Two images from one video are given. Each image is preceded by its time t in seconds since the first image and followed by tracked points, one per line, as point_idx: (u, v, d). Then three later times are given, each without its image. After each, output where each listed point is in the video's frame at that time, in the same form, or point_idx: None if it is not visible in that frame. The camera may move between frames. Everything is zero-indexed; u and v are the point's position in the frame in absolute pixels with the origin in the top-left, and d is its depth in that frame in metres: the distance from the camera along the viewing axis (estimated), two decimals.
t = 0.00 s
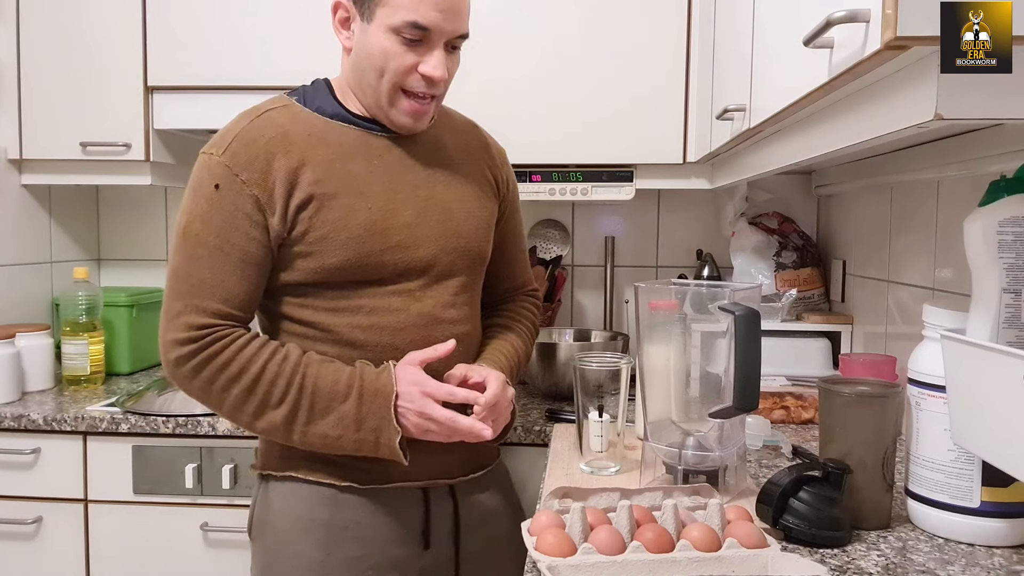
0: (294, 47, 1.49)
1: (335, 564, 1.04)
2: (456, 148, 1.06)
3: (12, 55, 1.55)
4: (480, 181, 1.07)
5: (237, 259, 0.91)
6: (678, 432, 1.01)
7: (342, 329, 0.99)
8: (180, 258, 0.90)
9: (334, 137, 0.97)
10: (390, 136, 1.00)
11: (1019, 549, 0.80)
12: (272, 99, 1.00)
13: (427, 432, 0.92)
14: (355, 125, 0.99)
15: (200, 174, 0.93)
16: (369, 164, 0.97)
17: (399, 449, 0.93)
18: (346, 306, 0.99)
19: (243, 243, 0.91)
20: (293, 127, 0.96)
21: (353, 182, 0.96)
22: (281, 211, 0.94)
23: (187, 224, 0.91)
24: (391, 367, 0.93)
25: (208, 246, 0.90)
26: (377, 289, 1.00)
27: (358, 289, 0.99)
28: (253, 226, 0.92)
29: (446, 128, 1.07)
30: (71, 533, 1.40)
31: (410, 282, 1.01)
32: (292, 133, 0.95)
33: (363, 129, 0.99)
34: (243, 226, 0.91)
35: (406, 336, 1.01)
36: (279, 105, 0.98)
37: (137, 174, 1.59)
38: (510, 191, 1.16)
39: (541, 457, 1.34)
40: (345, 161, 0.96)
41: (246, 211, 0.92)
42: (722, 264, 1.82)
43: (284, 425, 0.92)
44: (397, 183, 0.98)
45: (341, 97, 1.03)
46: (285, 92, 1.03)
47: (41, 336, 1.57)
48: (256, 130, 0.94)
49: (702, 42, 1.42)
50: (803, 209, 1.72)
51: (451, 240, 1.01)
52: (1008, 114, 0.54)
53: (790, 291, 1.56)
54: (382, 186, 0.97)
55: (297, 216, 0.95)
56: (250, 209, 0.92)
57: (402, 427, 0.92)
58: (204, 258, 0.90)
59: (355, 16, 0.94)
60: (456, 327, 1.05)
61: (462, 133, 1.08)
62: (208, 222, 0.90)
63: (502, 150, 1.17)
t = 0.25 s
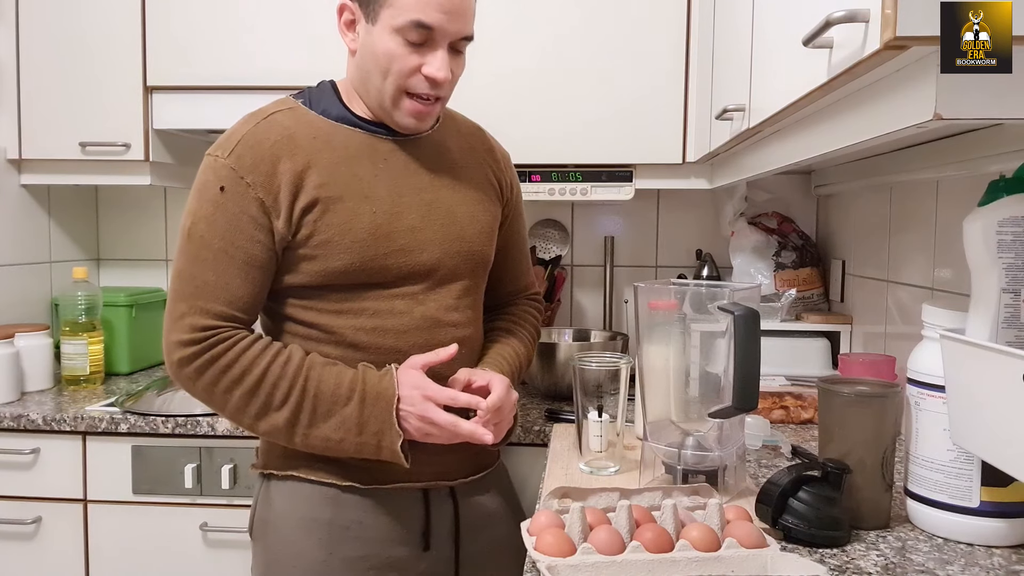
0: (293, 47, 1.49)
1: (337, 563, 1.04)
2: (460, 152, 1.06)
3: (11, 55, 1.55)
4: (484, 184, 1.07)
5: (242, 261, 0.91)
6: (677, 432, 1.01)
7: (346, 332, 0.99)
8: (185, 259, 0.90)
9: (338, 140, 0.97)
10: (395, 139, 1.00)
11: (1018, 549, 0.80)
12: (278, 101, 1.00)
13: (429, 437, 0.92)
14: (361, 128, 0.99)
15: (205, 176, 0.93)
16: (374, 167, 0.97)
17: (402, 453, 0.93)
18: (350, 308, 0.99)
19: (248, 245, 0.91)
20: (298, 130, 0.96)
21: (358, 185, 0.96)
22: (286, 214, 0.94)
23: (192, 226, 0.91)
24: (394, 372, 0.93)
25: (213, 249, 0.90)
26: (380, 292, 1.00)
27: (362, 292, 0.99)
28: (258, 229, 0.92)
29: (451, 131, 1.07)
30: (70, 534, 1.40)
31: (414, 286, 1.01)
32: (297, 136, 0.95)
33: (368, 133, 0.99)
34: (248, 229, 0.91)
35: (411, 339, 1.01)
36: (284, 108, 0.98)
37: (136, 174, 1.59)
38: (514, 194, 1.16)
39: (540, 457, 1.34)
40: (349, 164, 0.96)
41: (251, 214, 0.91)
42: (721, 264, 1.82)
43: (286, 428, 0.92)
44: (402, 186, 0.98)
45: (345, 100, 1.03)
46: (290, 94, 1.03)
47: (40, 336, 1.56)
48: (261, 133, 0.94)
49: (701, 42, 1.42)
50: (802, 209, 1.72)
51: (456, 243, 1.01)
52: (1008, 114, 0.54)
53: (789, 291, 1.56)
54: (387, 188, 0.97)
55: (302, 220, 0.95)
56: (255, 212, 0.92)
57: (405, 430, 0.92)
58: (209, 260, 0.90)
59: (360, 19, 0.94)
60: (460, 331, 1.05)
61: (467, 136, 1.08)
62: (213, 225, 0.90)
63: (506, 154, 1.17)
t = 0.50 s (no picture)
0: (292, 47, 1.49)
1: (338, 563, 1.03)
2: (462, 151, 1.06)
3: (10, 55, 1.55)
4: (486, 184, 1.07)
5: (242, 259, 0.91)
6: (676, 432, 1.01)
7: (346, 331, 0.99)
8: (184, 256, 0.90)
9: (340, 139, 0.97)
10: (396, 138, 1.00)
11: (1017, 549, 0.80)
12: (280, 100, 1.00)
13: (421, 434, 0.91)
14: (362, 127, 0.99)
15: (206, 173, 0.93)
16: (376, 166, 0.97)
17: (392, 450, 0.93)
18: (350, 307, 0.99)
19: (247, 243, 0.91)
20: (300, 128, 0.96)
21: (359, 184, 0.96)
22: (286, 213, 0.94)
23: (192, 223, 0.91)
24: (385, 367, 0.93)
25: (211, 246, 0.90)
26: (381, 291, 1.00)
27: (363, 291, 0.99)
28: (258, 227, 0.92)
29: (453, 130, 1.07)
30: (69, 534, 1.40)
31: (414, 284, 1.00)
32: (299, 135, 0.95)
33: (370, 132, 0.99)
34: (248, 227, 0.91)
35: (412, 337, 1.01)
36: (286, 107, 0.98)
37: (135, 174, 1.59)
38: (515, 194, 1.16)
39: (540, 457, 1.34)
40: (351, 164, 0.96)
41: (251, 212, 0.91)
42: (720, 264, 1.82)
43: (276, 423, 0.92)
44: (403, 185, 0.98)
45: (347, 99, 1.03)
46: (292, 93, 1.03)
47: (40, 336, 1.56)
48: (263, 131, 0.94)
49: (700, 42, 1.42)
50: (801, 209, 1.72)
51: (456, 243, 1.01)
52: (1008, 114, 0.54)
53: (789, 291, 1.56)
54: (388, 187, 0.97)
55: (303, 218, 0.95)
56: (255, 210, 0.92)
57: (397, 428, 0.91)
58: (208, 257, 0.90)
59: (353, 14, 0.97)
60: (461, 330, 1.05)
61: (469, 136, 1.08)
62: (212, 221, 0.90)
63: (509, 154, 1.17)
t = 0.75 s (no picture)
0: (291, 47, 1.49)
1: (337, 563, 1.04)
2: (462, 154, 1.05)
3: (10, 55, 1.55)
4: (485, 187, 1.06)
5: (238, 262, 0.91)
6: (676, 432, 1.01)
7: (344, 332, 0.99)
8: (181, 258, 0.91)
9: (338, 143, 0.96)
10: (394, 141, 1.00)
11: (1017, 549, 0.80)
12: (280, 103, 1.00)
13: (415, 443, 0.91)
14: (360, 129, 0.99)
15: (204, 176, 0.93)
16: (373, 169, 0.97)
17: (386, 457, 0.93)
18: (347, 309, 0.99)
19: (243, 246, 0.92)
20: (297, 131, 0.96)
21: (355, 187, 0.96)
22: (282, 216, 0.94)
23: (189, 226, 0.91)
24: (381, 376, 0.93)
25: (208, 249, 0.90)
26: (379, 294, 1.00)
27: (360, 293, 0.99)
28: (254, 230, 0.92)
29: (453, 133, 1.06)
30: (69, 534, 1.40)
31: (412, 287, 1.00)
32: (297, 138, 0.95)
33: (368, 134, 0.99)
34: (244, 230, 0.91)
35: (411, 338, 1.01)
36: (285, 109, 0.98)
37: (135, 173, 1.59)
38: (516, 196, 1.16)
39: (540, 457, 1.34)
40: (349, 167, 0.96)
41: (247, 214, 0.92)
42: (720, 264, 1.82)
43: (273, 428, 0.92)
44: (401, 188, 0.98)
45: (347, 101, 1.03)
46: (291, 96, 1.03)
47: (39, 336, 1.56)
48: (260, 134, 0.94)
49: (700, 42, 1.42)
50: (800, 209, 1.72)
51: (454, 246, 1.01)
52: (1007, 114, 0.54)
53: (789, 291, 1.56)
54: (386, 190, 0.97)
55: (300, 221, 0.95)
56: (251, 214, 0.92)
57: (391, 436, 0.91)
58: (204, 260, 0.90)
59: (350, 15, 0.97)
60: (459, 332, 1.05)
61: (469, 138, 1.08)
62: (209, 224, 0.90)
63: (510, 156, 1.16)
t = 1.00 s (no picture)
0: (291, 47, 1.49)
1: (335, 562, 1.04)
2: (461, 156, 1.05)
3: (9, 55, 1.54)
4: (484, 190, 1.06)
5: (235, 264, 0.92)
6: (676, 432, 1.01)
7: (339, 334, 0.99)
8: (179, 259, 0.91)
9: (336, 146, 0.96)
10: (391, 144, 1.00)
11: (1016, 549, 0.80)
12: (279, 105, 1.00)
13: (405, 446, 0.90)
14: (358, 132, 0.99)
15: (202, 177, 0.93)
16: (371, 172, 0.97)
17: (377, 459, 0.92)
18: (343, 310, 0.99)
19: (240, 248, 0.92)
20: (296, 133, 0.96)
21: (352, 190, 0.96)
22: (279, 218, 0.94)
23: (187, 226, 0.91)
24: (374, 377, 0.93)
25: (204, 250, 0.91)
26: (375, 296, 0.99)
27: (357, 295, 0.99)
28: (251, 232, 0.92)
29: (452, 136, 1.06)
30: (68, 534, 1.40)
31: (408, 289, 1.00)
32: (295, 140, 0.95)
33: (365, 137, 0.99)
34: (240, 232, 0.92)
35: (407, 339, 1.01)
36: (284, 112, 0.98)
37: (135, 173, 1.59)
38: (515, 199, 1.16)
39: (540, 458, 1.34)
40: (346, 170, 0.96)
41: (244, 216, 0.92)
42: (719, 264, 1.82)
43: (266, 429, 0.92)
44: (398, 190, 0.98)
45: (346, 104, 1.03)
46: (291, 98, 1.03)
47: (38, 336, 1.56)
48: (259, 136, 0.95)
49: (699, 42, 1.42)
50: (800, 209, 1.72)
51: (451, 249, 1.01)
52: (1007, 113, 0.54)
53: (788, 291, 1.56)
54: (383, 193, 0.97)
55: (296, 223, 0.95)
56: (248, 215, 0.92)
57: (382, 438, 0.91)
58: (200, 260, 0.91)
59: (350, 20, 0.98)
60: (455, 334, 1.05)
61: (468, 141, 1.08)
62: (206, 225, 0.91)
63: (510, 159, 1.16)
